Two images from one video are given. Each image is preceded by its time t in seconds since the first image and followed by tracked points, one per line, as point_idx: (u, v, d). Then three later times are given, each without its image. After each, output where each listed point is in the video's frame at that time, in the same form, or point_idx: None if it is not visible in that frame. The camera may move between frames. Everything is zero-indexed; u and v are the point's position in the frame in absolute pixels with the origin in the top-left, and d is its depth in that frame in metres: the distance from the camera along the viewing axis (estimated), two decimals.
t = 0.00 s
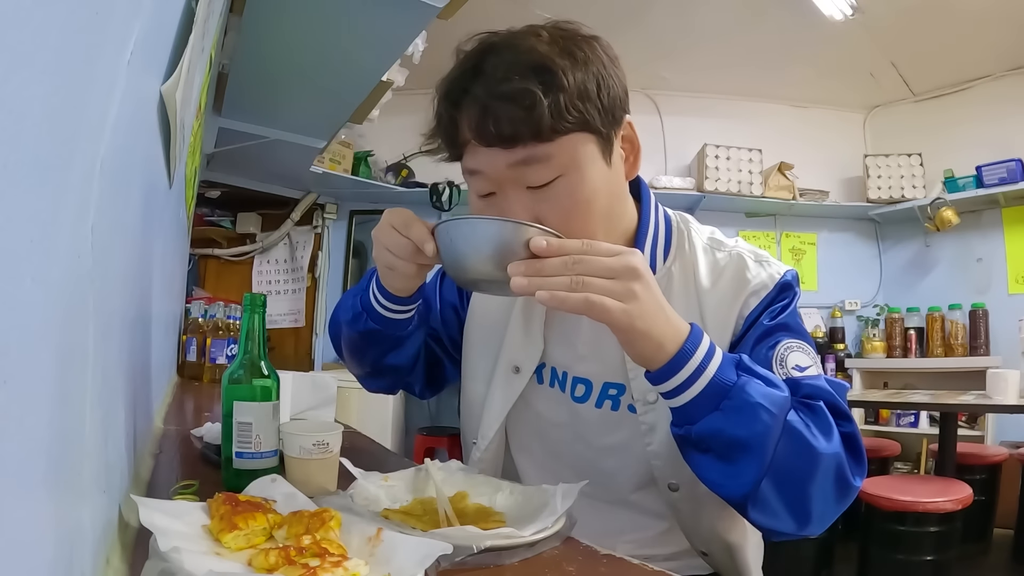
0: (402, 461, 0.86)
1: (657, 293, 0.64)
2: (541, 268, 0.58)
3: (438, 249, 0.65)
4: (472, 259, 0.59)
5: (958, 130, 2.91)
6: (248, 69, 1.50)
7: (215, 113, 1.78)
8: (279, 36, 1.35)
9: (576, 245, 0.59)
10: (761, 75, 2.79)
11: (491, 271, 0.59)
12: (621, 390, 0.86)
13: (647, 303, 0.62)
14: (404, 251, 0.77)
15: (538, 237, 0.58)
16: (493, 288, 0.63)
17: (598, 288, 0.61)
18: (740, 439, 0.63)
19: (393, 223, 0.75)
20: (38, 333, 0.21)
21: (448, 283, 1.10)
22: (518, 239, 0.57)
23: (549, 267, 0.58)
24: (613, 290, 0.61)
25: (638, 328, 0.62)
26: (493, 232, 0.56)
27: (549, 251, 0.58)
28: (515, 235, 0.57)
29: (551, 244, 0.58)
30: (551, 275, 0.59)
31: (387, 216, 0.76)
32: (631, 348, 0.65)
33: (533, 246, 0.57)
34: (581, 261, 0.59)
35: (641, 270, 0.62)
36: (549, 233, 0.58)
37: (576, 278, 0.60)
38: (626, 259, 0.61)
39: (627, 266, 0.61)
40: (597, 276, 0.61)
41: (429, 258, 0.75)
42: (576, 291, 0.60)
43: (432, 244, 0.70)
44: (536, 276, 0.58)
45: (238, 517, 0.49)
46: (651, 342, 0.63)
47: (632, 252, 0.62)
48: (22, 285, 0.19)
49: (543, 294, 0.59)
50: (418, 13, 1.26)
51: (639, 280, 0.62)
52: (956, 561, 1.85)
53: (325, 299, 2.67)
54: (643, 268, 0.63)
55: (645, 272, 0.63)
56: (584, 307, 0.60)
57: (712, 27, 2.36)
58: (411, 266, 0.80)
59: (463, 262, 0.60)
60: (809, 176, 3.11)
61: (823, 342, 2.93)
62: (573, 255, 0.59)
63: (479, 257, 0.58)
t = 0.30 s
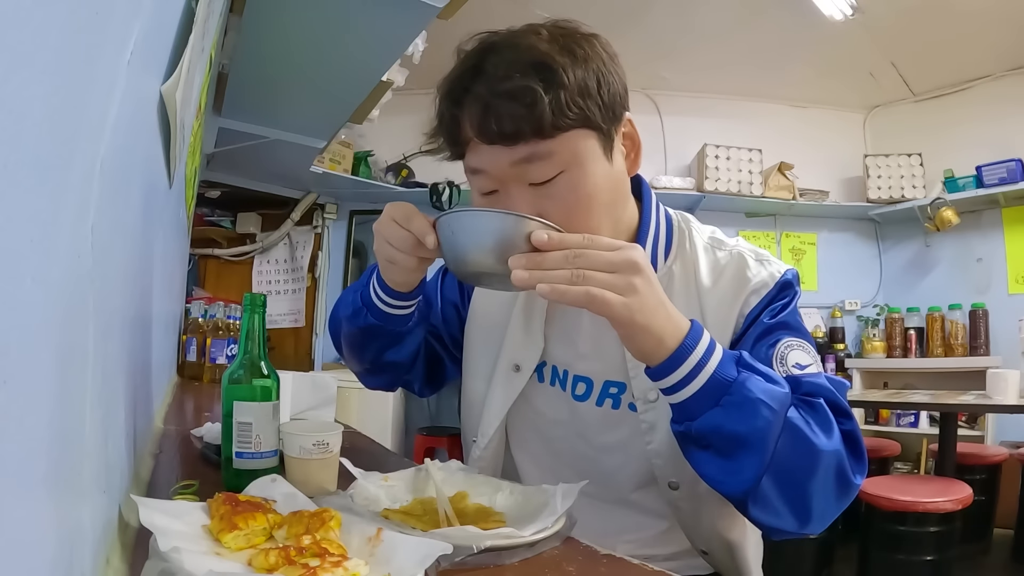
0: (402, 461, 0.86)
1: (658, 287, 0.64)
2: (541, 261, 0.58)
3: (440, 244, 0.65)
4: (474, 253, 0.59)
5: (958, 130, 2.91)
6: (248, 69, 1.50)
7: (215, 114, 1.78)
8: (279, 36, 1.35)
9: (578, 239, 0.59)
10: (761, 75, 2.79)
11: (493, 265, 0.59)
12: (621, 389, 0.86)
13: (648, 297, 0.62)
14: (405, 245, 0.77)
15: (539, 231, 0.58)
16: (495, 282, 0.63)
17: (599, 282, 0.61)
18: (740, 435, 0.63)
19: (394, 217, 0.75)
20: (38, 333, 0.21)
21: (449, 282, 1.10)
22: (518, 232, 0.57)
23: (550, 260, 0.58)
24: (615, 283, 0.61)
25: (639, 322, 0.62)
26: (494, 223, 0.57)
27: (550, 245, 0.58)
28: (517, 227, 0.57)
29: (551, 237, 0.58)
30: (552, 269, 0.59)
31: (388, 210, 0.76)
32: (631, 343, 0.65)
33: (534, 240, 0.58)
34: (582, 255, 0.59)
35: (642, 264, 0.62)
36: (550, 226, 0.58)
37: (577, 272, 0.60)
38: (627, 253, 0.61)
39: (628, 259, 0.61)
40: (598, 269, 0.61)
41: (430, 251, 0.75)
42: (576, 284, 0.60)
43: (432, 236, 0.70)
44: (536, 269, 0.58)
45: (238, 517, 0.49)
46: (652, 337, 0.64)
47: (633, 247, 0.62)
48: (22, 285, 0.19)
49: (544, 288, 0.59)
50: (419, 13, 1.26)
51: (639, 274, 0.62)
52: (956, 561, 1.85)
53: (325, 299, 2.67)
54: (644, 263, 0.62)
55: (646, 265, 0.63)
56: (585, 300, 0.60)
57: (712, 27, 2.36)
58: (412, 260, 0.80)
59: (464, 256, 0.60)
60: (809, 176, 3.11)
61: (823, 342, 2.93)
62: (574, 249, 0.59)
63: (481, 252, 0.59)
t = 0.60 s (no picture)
0: (402, 461, 0.86)
1: (658, 280, 0.64)
2: (542, 252, 0.58)
3: (441, 238, 0.65)
4: (475, 243, 0.59)
5: (958, 130, 2.91)
6: (249, 69, 1.50)
7: (216, 113, 1.78)
8: (278, 36, 1.35)
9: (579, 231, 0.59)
10: (762, 75, 2.79)
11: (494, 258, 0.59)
12: (622, 388, 0.86)
13: (648, 289, 0.63)
14: (407, 238, 0.77)
15: (540, 222, 0.58)
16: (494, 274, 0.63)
17: (599, 274, 0.61)
18: (740, 431, 0.63)
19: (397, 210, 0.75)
20: (37, 335, 0.21)
21: (449, 280, 1.10)
22: (520, 223, 0.57)
23: (551, 252, 0.58)
24: (615, 276, 0.61)
25: (639, 314, 0.62)
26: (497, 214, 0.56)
27: (551, 237, 0.58)
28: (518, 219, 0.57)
29: (553, 229, 0.58)
30: (553, 260, 0.58)
31: (389, 203, 0.76)
32: (632, 336, 0.65)
33: (536, 230, 0.57)
34: (583, 247, 0.59)
35: (642, 256, 0.62)
36: (552, 218, 0.58)
37: (578, 263, 0.60)
38: (628, 246, 0.62)
39: (628, 251, 0.62)
40: (599, 262, 0.61)
41: (432, 245, 0.75)
42: (577, 276, 0.60)
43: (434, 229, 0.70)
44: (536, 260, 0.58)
45: (238, 517, 0.49)
46: (652, 330, 0.64)
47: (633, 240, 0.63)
48: (21, 287, 0.19)
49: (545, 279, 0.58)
50: (419, 13, 1.26)
51: (640, 266, 0.62)
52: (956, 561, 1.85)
53: (325, 299, 2.67)
54: (644, 256, 0.63)
55: (646, 259, 0.63)
56: (585, 291, 0.60)
57: (712, 27, 2.36)
58: (412, 252, 0.79)
59: (466, 249, 0.60)
60: (809, 176, 3.11)
61: (823, 342, 2.93)
62: (574, 241, 0.59)
63: (482, 245, 0.58)
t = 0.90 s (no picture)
0: (403, 461, 0.86)
1: (659, 275, 0.64)
2: (544, 247, 0.58)
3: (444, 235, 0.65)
4: (476, 238, 0.59)
5: (958, 130, 2.90)
6: (249, 69, 1.50)
7: (215, 113, 1.78)
8: (279, 36, 1.35)
9: (582, 225, 0.60)
10: (762, 75, 2.79)
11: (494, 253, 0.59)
12: (622, 387, 0.86)
13: (650, 283, 0.63)
14: (410, 233, 0.77)
15: (542, 217, 0.58)
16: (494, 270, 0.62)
17: (601, 268, 0.61)
18: (741, 426, 0.63)
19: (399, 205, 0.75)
20: (37, 333, 0.21)
21: (450, 278, 1.10)
22: (521, 216, 0.57)
23: (553, 247, 0.58)
24: (617, 269, 0.61)
25: (641, 308, 0.62)
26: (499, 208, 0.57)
27: (553, 232, 0.58)
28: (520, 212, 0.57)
29: (555, 224, 0.58)
30: (555, 254, 0.59)
31: (392, 198, 0.76)
32: (633, 330, 0.65)
33: (538, 225, 0.58)
34: (585, 241, 0.59)
35: (643, 251, 0.62)
36: (554, 213, 0.58)
37: (581, 257, 0.60)
38: (630, 239, 0.62)
39: (630, 246, 0.62)
40: (601, 256, 0.61)
41: (434, 240, 0.75)
42: (580, 270, 0.60)
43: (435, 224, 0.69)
44: (538, 255, 0.58)
45: (238, 517, 0.49)
46: (654, 324, 0.64)
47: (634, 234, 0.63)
48: (22, 286, 0.19)
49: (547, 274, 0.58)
50: (419, 13, 1.26)
51: (642, 261, 0.63)
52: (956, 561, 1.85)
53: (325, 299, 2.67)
54: (646, 251, 0.63)
55: (648, 253, 0.63)
56: (587, 285, 0.60)
57: (712, 27, 2.36)
58: (415, 248, 0.79)
59: (467, 244, 0.60)
60: (809, 176, 3.11)
61: (823, 342, 2.93)
62: (577, 235, 0.59)
63: (483, 240, 0.58)
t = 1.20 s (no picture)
0: (403, 460, 0.86)
1: (658, 274, 0.64)
2: (541, 252, 0.58)
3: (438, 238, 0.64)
4: (471, 243, 0.58)
5: (958, 129, 2.90)
6: (249, 69, 1.50)
7: (215, 113, 1.79)
8: (279, 36, 1.35)
9: (579, 228, 0.59)
10: (761, 75, 2.79)
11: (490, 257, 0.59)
12: (623, 385, 0.86)
13: (649, 284, 0.63)
14: (404, 238, 0.77)
15: (538, 221, 0.58)
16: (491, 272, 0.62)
17: (599, 271, 0.61)
18: (742, 425, 0.63)
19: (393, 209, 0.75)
20: (37, 334, 0.21)
21: (450, 276, 1.10)
22: (518, 222, 0.57)
23: (551, 251, 0.58)
24: (615, 271, 0.61)
25: (642, 309, 0.62)
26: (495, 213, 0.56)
27: (550, 236, 0.58)
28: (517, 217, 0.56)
29: (551, 228, 0.58)
30: (553, 259, 0.58)
31: (386, 202, 0.76)
32: (633, 331, 0.65)
33: (534, 230, 0.57)
34: (583, 244, 0.59)
35: (642, 251, 0.62)
36: (549, 217, 0.58)
37: (578, 261, 0.59)
38: (629, 241, 0.61)
39: (629, 247, 0.61)
40: (599, 258, 0.61)
41: (428, 244, 0.75)
42: (577, 273, 0.60)
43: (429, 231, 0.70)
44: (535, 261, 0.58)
45: (238, 517, 0.49)
46: (654, 324, 0.64)
47: (632, 234, 0.62)
48: (22, 286, 0.19)
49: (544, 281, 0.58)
50: (419, 13, 1.26)
51: (641, 261, 0.62)
52: (956, 561, 1.85)
53: (325, 299, 2.67)
54: (645, 251, 0.63)
55: (647, 253, 0.63)
56: (585, 289, 0.60)
57: (711, 27, 2.36)
58: (409, 253, 0.79)
59: (462, 249, 0.59)
60: (809, 176, 3.11)
61: (823, 342, 2.93)
62: (574, 239, 0.59)
63: (479, 245, 0.58)
